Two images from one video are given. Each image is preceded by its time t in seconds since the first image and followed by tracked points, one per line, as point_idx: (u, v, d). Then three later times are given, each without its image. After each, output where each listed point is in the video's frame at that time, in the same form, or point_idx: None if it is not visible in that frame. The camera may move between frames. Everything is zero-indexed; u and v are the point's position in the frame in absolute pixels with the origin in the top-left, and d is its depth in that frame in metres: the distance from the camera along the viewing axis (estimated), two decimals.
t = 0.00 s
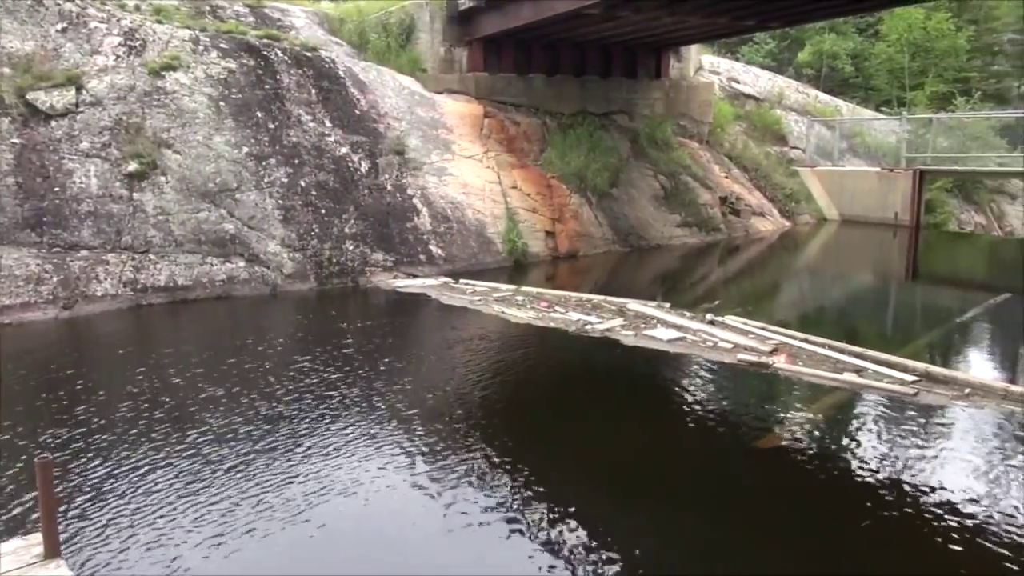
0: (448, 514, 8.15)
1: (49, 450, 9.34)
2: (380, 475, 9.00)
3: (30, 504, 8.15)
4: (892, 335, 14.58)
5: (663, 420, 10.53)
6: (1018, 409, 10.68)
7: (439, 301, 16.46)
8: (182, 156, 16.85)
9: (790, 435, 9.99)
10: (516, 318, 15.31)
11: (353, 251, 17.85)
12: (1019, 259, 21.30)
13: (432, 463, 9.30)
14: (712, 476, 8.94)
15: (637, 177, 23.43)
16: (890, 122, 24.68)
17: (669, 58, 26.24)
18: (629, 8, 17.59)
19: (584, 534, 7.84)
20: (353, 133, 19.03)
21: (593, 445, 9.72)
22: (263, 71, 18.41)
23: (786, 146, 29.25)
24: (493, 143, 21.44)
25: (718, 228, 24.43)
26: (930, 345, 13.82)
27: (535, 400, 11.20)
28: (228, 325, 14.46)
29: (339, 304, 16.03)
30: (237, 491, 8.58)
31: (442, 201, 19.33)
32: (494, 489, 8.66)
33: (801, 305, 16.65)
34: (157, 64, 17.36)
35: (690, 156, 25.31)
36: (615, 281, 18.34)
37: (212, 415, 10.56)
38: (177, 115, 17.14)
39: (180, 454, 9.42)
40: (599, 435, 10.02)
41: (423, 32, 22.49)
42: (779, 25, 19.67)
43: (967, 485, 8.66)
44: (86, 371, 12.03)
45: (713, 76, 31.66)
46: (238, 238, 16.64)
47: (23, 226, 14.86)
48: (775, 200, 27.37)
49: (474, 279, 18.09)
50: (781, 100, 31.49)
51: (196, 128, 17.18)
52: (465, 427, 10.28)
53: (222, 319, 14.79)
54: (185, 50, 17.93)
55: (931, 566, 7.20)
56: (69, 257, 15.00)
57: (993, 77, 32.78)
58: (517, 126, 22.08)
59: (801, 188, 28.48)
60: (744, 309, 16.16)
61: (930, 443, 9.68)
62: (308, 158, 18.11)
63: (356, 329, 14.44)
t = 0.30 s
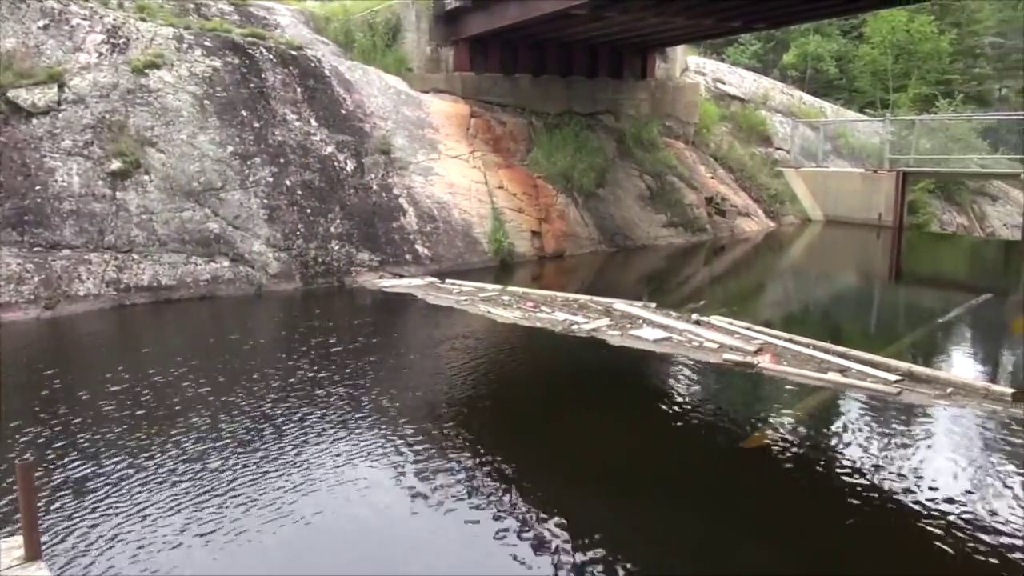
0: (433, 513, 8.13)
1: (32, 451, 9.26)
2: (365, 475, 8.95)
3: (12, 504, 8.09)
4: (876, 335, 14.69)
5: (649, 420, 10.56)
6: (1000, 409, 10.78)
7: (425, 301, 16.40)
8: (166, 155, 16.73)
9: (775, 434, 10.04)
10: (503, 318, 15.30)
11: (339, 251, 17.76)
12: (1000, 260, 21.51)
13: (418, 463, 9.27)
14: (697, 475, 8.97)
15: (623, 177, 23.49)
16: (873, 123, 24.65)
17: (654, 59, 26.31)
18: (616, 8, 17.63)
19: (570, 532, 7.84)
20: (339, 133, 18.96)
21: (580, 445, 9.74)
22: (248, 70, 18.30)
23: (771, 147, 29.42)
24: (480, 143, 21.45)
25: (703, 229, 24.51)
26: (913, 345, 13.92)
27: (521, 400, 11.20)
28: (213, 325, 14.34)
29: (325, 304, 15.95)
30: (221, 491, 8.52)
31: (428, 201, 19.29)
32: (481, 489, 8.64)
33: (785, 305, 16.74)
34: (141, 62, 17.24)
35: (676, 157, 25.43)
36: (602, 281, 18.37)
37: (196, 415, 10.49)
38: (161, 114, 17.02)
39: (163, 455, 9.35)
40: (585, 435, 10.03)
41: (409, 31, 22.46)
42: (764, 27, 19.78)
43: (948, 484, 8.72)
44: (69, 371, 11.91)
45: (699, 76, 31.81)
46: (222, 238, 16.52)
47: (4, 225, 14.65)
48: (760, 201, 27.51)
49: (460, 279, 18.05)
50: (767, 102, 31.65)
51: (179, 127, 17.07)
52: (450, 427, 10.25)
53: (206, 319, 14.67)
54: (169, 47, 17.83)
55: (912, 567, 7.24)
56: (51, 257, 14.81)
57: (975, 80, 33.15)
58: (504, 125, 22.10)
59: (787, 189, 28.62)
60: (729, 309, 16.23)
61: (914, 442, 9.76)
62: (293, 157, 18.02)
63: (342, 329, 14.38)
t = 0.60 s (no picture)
0: (419, 513, 8.11)
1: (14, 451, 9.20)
2: (351, 477, 8.89)
3: None
4: (860, 334, 14.80)
5: (636, 419, 10.59)
6: (982, 407, 10.89)
7: (412, 301, 16.35)
8: (150, 154, 16.61)
9: (761, 434, 10.09)
10: (489, 318, 15.30)
11: (325, 251, 17.68)
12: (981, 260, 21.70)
13: (404, 463, 9.25)
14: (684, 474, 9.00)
15: (610, 177, 23.53)
16: (857, 124, 25.29)
17: (640, 60, 26.36)
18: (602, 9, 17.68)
19: (556, 531, 7.84)
20: (325, 132, 18.90)
21: (568, 444, 9.75)
22: (233, 68, 18.16)
23: (756, 148, 29.53)
24: (466, 143, 21.48)
25: (689, 229, 24.59)
26: (896, 344, 14.02)
27: (508, 400, 11.20)
28: (198, 326, 14.23)
29: (311, 304, 15.87)
30: (205, 493, 8.44)
31: (414, 201, 19.24)
32: (467, 489, 8.63)
33: (770, 304, 16.85)
34: (124, 60, 17.11)
35: (661, 157, 25.59)
36: (588, 281, 18.41)
37: (179, 416, 10.41)
38: (144, 112, 16.87)
39: (146, 456, 9.26)
40: (572, 434, 10.05)
41: (394, 31, 22.44)
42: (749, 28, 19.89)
43: (935, 484, 8.75)
44: (51, 371, 11.80)
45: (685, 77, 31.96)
46: (206, 238, 16.40)
47: None
48: (745, 201, 27.65)
49: (447, 279, 18.02)
50: (752, 103, 31.81)
51: (163, 126, 16.94)
52: (436, 428, 10.22)
53: (191, 319, 14.55)
54: (153, 45, 17.72)
55: (900, 566, 7.23)
56: (32, 257, 14.67)
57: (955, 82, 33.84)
58: (490, 126, 22.14)
59: (771, 189, 28.79)
60: (714, 309, 16.31)
61: (897, 441, 9.84)
62: (278, 156, 17.92)
63: (328, 330, 14.32)
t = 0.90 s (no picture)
0: (405, 514, 8.07)
1: None
2: (337, 476, 8.86)
3: None
4: (844, 333, 14.89)
5: (623, 418, 10.61)
6: (965, 405, 10.97)
7: (399, 301, 16.30)
8: (133, 154, 16.48)
9: (747, 432, 10.13)
10: (476, 317, 15.28)
11: (311, 251, 17.60)
12: (964, 259, 21.87)
13: (391, 463, 9.21)
14: (671, 473, 9.00)
15: (597, 177, 23.57)
16: (842, 125, 25.47)
17: (627, 60, 26.43)
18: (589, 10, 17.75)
19: (543, 531, 7.81)
20: (311, 132, 18.85)
21: (554, 444, 9.74)
22: (218, 67, 18.07)
23: (742, 148, 29.65)
24: (453, 143, 21.46)
25: (676, 228, 24.67)
26: (881, 343, 14.12)
27: (495, 400, 11.20)
28: (182, 326, 14.11)
29: (297, 304, 15.79)
30: (189, 493, 8.40)
31: (401, 200, 19.20)
32: (454, 488, 8.61)
33: (756, 304, 16.91)
34: (107, 59, 17.03)
35: (648, 157, 25.71)
36: (575, 281, 18.42)
37: (164, 415, 10.36)
38: (127, 111, 16.78)
39: (130, 456, 9.21)
40: (558, 434, 10.05)
41: (380, 31, 22.40)
42: (735, 29, 20.01)
43: (923, 483, 8.77)
44: (33, 373, 11.67)
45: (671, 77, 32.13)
46: (191, 238, 16.28)
47: None
48: (731, 201, 27.80)
49: (434, 279, 17.98)
50: (738, 103, 31.94)
51: (148, 125, 16.85)
52: (423, 428, 10.20)
53: (176, 320, 14.43)
54: (137, 44, 17.63)
55: (886, 565, 7.22)
56: (13, 257, 14.38)
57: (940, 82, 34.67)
58: (477, 125, 22.15)
59: (757, 189, 28.94)
60: (700, 308, 16.36)
61: (882, 439, 9.89)
62: (263, 156, 17.82)
63: (315, 330, 14.24)
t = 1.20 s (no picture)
0: (392, 514, 8.06)
1: None
2: (325, 476, 8.85)
3: None
4: (830, 331, 14.99)
5: (611, 417, 10.63)
6: (950, 403, 11.07)
7: (386, 301, 16.25)
8: (118, 153, 16.36)
9: (734, 430, 10.19)
10: (464, 317, 15.26)
11: (297, 251, 17.50)
12: (948, 258, 22.06)
13: (379, 463, 9.20)
14: (658, 472, 9.03)
15: (584, 176, 23.62)
16: (828, 125, 25.76)
17: (614, 60, 26.51)
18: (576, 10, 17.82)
19: (531, 531, 7.79)
20: (297, 131, 18.81)
21: (543, 444, 9.74)
22: (203, 66, 18.08)
23: (728, 148, 29.84)
24: (440, 143, 21.44)
25: (663, 228, 24.74)
26: (866, 342, 14.22)
27: (484, 400, 11.18)
28: (169, 327, 14.01)
29: (284, 304, 15.72)
30: (174, 493, 8.36)
31: (388, 200, 19.15)
32: (441, 488, 8.61)
33: (742, 303, 16.99)
34: (91, 58, 16.94)
35: (635, 157, 25.81)
36: (563, 280, 18.45)
37: (149, 415, 10.32)
38: (112, 111, 16.69)
39: (114, 457, 9.17)
40: (547, 434, 10.05)
41: (367, 30, 22.37)
42: (720, 29, 20.15)
43: (912, 484, 8.78)
44: (17, 375, 11.54)
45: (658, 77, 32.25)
46: (177, 238, 16.16)
47: None
48: (718, 200, 27.92)
49: (422, 279, 17.95)
50: (725, 103, 32.07)
51: (132, 125, 16.76)
52: (409, 428, 10.17)
53: (162, 321, 14.33)
54: (121, 43, 17.57)
55: (879, 567, 7.20)
56: None
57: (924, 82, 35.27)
58: (464, 125, 22.16)
59: (743, 189, 29.09)
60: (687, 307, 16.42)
61: (868, 437, 9.96)
62: (249, 156, 17.75)
63: (303, 330, 14.18)
